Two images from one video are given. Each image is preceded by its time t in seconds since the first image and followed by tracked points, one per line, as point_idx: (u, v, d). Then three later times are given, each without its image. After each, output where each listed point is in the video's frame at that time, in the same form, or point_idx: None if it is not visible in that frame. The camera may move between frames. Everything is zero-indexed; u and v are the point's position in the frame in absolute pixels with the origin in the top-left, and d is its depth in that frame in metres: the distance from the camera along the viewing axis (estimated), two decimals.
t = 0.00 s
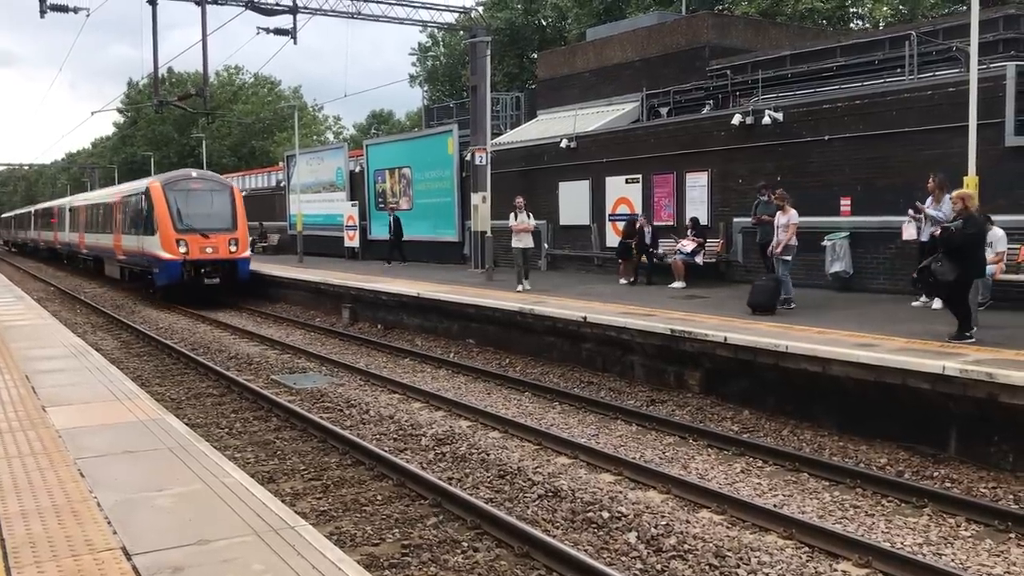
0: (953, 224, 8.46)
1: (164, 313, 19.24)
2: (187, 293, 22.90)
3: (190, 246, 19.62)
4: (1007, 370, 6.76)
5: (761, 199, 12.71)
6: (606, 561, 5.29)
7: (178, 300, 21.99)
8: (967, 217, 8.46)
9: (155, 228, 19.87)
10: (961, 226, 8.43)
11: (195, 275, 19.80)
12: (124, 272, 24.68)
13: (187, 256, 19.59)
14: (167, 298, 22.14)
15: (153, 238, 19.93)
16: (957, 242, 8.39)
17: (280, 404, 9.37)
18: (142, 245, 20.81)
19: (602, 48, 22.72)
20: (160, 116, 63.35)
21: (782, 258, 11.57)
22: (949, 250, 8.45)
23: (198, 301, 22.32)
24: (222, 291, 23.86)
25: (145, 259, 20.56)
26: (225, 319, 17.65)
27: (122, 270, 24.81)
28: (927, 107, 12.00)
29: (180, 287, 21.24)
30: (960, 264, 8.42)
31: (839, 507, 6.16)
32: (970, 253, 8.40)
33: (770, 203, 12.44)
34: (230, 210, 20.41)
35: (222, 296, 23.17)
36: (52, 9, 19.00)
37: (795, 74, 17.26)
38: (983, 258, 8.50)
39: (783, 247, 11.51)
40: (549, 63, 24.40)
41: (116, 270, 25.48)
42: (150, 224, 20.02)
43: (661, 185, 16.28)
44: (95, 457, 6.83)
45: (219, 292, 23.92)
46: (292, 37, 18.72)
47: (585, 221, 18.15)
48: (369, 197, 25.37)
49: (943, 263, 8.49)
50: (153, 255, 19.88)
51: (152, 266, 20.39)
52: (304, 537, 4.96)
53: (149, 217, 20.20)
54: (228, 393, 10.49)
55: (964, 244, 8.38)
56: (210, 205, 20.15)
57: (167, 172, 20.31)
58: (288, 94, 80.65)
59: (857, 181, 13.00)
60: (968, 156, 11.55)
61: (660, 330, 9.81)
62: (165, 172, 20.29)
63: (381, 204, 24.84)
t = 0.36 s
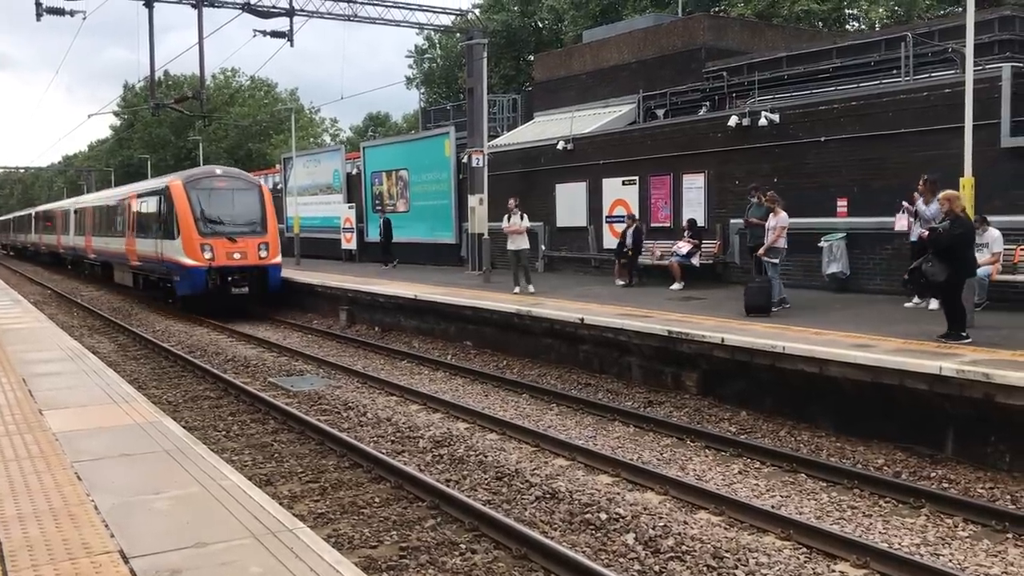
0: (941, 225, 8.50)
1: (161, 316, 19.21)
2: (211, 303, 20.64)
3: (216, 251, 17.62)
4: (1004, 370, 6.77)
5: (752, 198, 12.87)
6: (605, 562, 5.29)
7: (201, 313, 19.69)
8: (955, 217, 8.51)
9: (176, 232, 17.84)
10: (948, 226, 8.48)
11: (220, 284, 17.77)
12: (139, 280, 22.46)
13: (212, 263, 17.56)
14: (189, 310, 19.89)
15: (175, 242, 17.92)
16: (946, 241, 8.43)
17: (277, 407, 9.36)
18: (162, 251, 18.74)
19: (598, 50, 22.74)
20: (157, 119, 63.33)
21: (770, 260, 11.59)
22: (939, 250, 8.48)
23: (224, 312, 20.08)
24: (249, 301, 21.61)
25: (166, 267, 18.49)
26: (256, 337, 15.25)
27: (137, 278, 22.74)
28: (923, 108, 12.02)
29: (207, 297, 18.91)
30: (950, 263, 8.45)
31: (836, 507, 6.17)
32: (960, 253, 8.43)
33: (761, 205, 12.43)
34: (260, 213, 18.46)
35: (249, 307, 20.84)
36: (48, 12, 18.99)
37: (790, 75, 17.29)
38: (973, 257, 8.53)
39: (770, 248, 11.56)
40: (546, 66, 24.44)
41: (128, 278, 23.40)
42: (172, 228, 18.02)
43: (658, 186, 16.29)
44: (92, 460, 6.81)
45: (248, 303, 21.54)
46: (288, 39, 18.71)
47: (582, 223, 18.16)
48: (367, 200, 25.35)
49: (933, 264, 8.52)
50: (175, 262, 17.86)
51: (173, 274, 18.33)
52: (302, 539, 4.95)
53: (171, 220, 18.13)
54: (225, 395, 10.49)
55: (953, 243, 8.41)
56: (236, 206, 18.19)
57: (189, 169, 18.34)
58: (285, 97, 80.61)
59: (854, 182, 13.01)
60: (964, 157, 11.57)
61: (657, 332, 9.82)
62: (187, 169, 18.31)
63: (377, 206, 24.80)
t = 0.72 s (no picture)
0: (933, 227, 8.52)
1: (158, 318, 19.17)
2: (240, 313, 18.60)
3: (248, 256, 15.71)
4: (1001, 372, 6.78)
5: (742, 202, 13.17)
6: (602, 564, 5.29)
7: (229, 324, 17.65)
8: (948, 219, 8.52)
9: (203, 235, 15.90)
10: (940, 228, 8.49)
11: (253, 293, 15.90)
12: (157, 289, 20.49)
13: (245, 270, 15.66)
14: (214, 321, 17.84)
15: (201, 246, 15.98)
16: (938, 244, 8.45)
17: (274, 409, 9.36)
18: (185, 255, 16.84)
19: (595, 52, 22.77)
20: (153, 121, 63.27)
21: (759, 261, 11.60)
22: (931, 252, 8.52)
23: (254, 324, 18.04)
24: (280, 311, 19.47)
25: (191, 274, 16.55)
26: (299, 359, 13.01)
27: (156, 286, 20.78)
28: (919, 110, 12.05)
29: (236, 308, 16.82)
30: (942, 266, 8.48)
31: (833, 509, 6.17)
32: (952, 255, 8.45)
33: (752, 207, 12.49)
34: (296, 213, 16.56)
35: (282, 316, 18.77)
36: (44, 13, 18.95)
37: (787, 77, 17.32)
38: (968, 260, 8.54)
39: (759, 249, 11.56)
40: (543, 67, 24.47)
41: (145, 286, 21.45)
42: (198, 230, 16.10)
43: (655, 188, 16.31)
44: (89, 463, 6.79)
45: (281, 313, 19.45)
46: (285, 41, 18.70)
47: (579, 225, 18.16)
48: (364, 201, 25.33)
49: (926, 266, 8.56)
50: (202, 269, 15.97)
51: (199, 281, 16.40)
52: (299, 542, 4.94)
53: (197, 221, 16.20)
54: (222, 397, 10.47)
55: (945, 246, 8.44)
56: (269, 205, 16.28)
57: (215, 164, 16.42)
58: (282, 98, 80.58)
59: (850, 183, 13.04)
60: (960, 159, 11.60)
61: (654, 333, 9.84)
62: (212, 164, 16.38)
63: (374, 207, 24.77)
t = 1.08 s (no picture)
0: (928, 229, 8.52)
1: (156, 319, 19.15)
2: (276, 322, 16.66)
3: (291, 260, 13.91)
4: (1000, 374, 6.78)
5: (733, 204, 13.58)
6: (600, 566, 5.29)
7: (264, 337, 15.76)
8: (943, 221, 8.52)
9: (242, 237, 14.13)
10: (936, 230, 8.49)
11: (297, 302, 14.07)
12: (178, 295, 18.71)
13: (288, 276, 13.84)
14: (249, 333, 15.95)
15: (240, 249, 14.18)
16: (933, 246, 8.46)
17: (272, 410, 9.35)
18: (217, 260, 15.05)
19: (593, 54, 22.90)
20: (152, 122, 63.24)
21: (754, 263, 11.62)
22: (926, 255, 8.53)
23: (294, 336, 16.04)
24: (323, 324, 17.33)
25: (226, 280, 14.74)
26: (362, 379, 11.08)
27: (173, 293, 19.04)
28: (917, 112, 12.06)
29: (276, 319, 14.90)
30: (938, 268, 8.49)
31: (831, 511, 6.17)
32: (947, 257, 8.47)
33: (743, 209, 12.49)
34: (343, 213, 14.79)
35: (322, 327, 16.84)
36: (42, 15, 18.94)
37: (786, 79, 17.34)
38: (964, 261, 8.55)
39: (755, 252, 11.59)
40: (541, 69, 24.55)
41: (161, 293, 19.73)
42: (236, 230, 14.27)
43: (653, 190, 16.32)
44: (87, 464, 6.79)
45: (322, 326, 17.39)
46: (284, 42, 18.69)
47: (578, 226, 18.16)
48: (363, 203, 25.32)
49: (922, 269, 8.58)
50: (239, 273, 14.16)
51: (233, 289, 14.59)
52: (297, 543, 4.95)
53: (231, 221, 14.42)
54: (220, 399, 10.47)
55: (941, 249, 8.45)
56: (314, 203, 14.52)
57: (253, 156, 14.67)
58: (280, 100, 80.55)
59: (848, 185, 13.05)
60: (958, 161, 11.61)
61: (652, 335, 9.84)
62: (250, 156, 14.64)
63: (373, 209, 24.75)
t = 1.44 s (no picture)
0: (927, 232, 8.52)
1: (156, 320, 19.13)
2: (325, 336, 14.55)
3: (350, 266, 11.79)
4: (999, 376, 6.78)
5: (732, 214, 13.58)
6: (599, 567, 5.29)
7: (309, 354, 13.63)
8: (943, 223, 8.52)
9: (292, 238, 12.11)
10: (935, 233, 8.49)
11: (355, 315, 12.03)
12: (208, 303, 16.72)
13: (347, 284, 11.74)
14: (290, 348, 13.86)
15: (291, 252, 12.13)
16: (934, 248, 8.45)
17: (271, 411, 9.34)
18: (260, 263, 13.05)
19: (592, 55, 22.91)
20: (152, 122, 63.22)
21: (750, 264, 11.62)
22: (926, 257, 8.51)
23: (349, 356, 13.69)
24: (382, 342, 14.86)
25: (270, 288, 12.73)
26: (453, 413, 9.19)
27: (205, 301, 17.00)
28: (917, 113, 12.06)
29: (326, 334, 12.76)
30: (938, 270, 8.47)
31: (830, 512, 6.17)
32: (946, 259, 8.46)
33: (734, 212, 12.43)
34: (407, 212, 12.71)
35: (377, 342, 14.64)
36: (42, 15, 18.94)
37: (785, 81, 17.36)
38: (962, 264, 8.56)
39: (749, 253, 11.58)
40: (541, 70, 24.57)
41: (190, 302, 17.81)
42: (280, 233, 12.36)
43: (653, 191, 16.32)
44: (85, 464, 6.78)
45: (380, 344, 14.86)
46: (284, 42, 18.69)
47: (578, 228, 18.15)
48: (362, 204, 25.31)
49: (921, 271, 8.54)
50: (288, 280, 12.12)
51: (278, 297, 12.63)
52: (296, 544, 4.94)
53: (280, 220, 12.41)
54: (219, 399, 10.46)
55: (941, 251, 8.44)
56: (374, 201, 12.47)
57: (303, 147, 12.71)
58: (280, 101, 80.55)
59: (848, 187, 13.06)
60: (958, 163, 11.61)
61: (651, 336, 9.84)
62: (298, 147, 12.72)
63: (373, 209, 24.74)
